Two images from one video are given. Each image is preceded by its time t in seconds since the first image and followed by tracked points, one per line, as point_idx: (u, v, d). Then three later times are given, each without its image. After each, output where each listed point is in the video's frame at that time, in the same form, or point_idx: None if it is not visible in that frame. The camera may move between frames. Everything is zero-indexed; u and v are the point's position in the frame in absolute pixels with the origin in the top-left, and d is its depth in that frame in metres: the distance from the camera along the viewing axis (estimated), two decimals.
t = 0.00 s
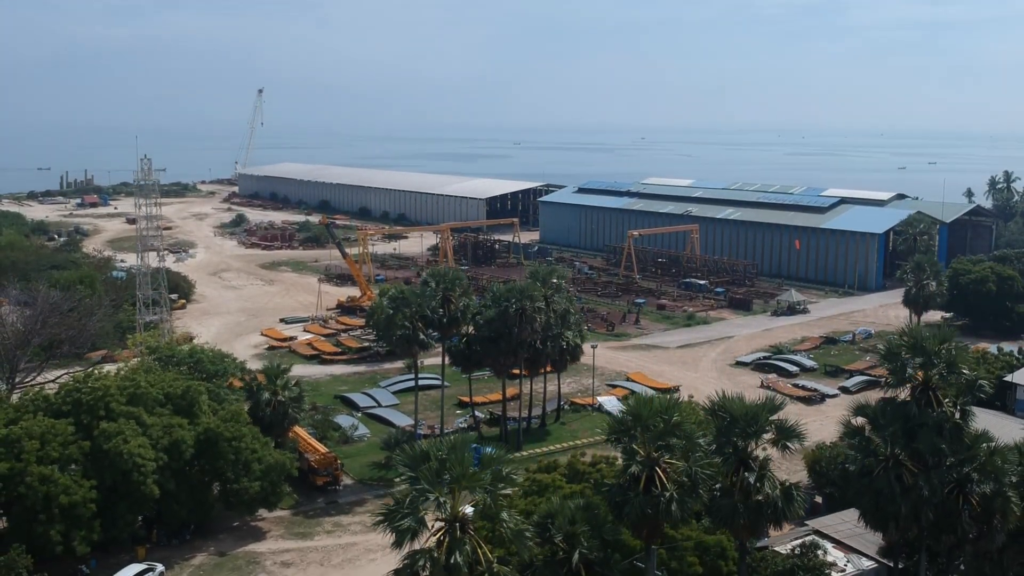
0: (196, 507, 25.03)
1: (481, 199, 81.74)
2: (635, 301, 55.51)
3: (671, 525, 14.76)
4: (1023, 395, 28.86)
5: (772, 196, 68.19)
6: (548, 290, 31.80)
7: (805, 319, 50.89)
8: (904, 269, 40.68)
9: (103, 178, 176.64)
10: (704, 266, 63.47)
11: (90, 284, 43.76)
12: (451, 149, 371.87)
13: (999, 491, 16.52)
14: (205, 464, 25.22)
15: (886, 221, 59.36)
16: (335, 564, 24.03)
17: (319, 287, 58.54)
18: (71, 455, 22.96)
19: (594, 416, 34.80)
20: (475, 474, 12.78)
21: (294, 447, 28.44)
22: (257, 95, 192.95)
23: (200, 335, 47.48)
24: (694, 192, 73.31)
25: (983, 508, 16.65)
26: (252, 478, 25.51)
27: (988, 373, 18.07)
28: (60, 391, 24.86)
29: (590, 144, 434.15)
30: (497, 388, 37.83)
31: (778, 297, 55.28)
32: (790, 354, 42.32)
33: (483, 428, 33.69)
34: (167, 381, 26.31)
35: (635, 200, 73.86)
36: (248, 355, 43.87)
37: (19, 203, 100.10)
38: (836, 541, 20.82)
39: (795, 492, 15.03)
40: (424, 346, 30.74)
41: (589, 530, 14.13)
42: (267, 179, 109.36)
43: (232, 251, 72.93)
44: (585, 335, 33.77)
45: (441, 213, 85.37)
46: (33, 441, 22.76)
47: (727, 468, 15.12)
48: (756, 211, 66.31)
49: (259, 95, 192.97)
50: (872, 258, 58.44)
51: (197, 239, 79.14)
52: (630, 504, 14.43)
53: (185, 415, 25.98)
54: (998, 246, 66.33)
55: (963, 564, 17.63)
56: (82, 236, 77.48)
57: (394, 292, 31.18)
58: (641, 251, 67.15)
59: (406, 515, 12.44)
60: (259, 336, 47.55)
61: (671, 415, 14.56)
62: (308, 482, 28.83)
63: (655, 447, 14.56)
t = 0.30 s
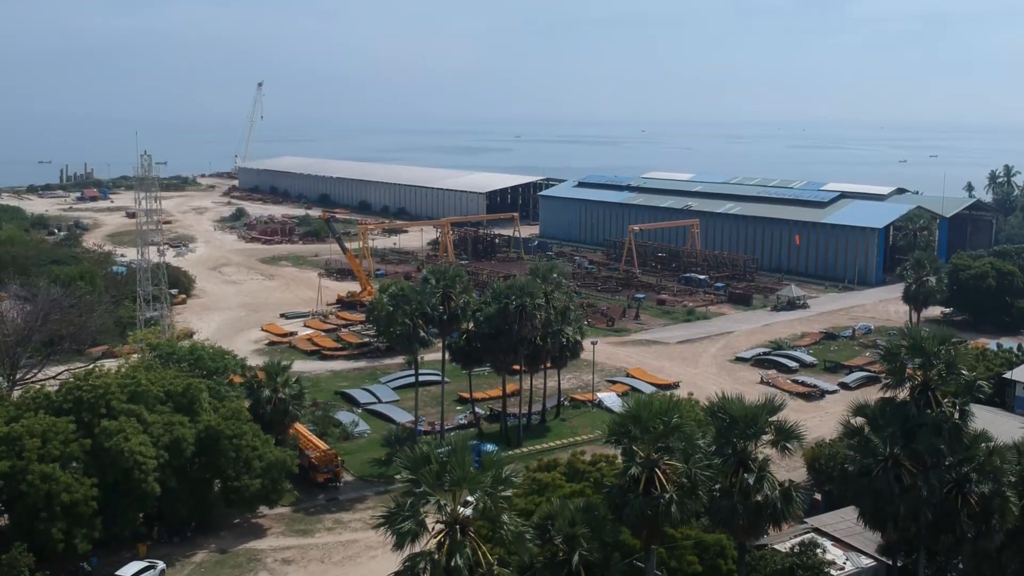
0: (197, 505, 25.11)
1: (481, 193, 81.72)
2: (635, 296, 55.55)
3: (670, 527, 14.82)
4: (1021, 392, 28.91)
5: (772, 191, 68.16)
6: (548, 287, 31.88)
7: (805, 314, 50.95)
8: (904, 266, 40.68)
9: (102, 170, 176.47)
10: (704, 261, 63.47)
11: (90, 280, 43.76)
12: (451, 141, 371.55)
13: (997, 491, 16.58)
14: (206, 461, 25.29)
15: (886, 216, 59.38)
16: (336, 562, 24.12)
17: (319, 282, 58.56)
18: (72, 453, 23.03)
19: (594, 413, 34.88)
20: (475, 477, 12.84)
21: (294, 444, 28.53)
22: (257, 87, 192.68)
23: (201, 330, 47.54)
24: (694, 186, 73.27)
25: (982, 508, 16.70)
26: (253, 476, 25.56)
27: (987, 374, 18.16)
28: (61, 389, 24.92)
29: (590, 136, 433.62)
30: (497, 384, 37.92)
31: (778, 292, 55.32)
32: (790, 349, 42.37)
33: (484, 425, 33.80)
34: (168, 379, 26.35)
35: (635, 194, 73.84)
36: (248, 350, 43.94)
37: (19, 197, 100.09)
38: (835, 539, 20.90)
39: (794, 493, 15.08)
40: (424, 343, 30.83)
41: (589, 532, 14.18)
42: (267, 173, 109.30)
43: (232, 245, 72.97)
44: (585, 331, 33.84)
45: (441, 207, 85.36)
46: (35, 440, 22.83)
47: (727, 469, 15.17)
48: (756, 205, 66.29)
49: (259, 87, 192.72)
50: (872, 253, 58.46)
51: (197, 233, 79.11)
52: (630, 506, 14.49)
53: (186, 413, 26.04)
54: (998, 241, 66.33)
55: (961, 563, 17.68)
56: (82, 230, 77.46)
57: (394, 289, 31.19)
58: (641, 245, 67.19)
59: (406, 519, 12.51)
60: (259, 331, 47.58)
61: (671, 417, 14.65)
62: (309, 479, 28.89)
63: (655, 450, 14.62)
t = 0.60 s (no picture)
0: (198, 502, 25.19)
1: (481, 187, 81.71)
2: (635, 291, 55.57)
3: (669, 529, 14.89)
4: (1020, 389, 28.96)
5: (772, 185, 68.18)
6: (548, 285, 31.98)
7: (805, 310, 51.01)
8: (904, 262, 40.73)
9: (102, 163, 176.42)
10: (704, 255, 63.50)
11: (91, 275, 43.79)
12: (451, 134, 371.38)
13: (996, 491, 16.64)
14: (206, 459, 25.35)
15: (886, 210, 59.37)
16: (337, 559, 24.20)
17: (319, 276, 58.61)
18: (73, 451, 23.09)
19: (594, 409, 34.97)
20: (476, 479, 12.89)
21: (295, 442, 28.62)
22: (256, 81, 192.56)
23: (201, 326, 47.58)
24: (694, 180, 73.26)
25: (980, 508, 16.75)
26: (253, 473, 25.60)
27: (985, 375, 18.24)
28: (62, 387, 24.98)
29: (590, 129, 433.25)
30: (497, 380, 37.98)
31: (778, 288, 55.34)
32: (789, 345, 42.43)
33: (484, 421, 33.88)
34: (169, 377, 26.41)
35: (635, 189, 73.81)
36: (248, 346, 44.03)
37: (19, 191, 100.08)
38: (835, 536, 20.98)
39: (793, 494, 15.13)
40: (424, 340, 30.73)
41: (589, 534, 14.25)
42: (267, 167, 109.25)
43: (232, 240, 72.98)
44: (585, 328, 33.91)
45: (441, 201, 85.36)
46: (36, 438, 22.88)
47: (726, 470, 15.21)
48: (756, 200, 66.26)
49: (258, 81, 192.50)
50: (872, 248, 58.45)
51: (197, 228, 79.11)
52: (630, 508, 14.55)
53: (186, 410, 26.12)
54: (998, 235, 66.34)
55: (960, 562, 17.73)
56: (82, 225, 77.47)
57: (395, 286, 31.01)
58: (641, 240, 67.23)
59: (407, 522, 12.56)
60: (259, 326, 47.66)
61: (670, 420, 14.72)
62: (310, 476, 28.97)
63: (655, 451, 14.68)
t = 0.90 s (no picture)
0: (199, 500, 25.25)
1: (481, 181, 81.66)
2: (635, 286, 55.60)
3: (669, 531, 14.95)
4: (1019, 387, 29.04)
5: (772, 180, 68.15)
6: (548, 282, 32.03)
7: (805, 305, 51.04)
8: (904, 259, 40.73)
9: (101, 156, 176.45)
10: (704, 250, 63.50)
11: (91, 271, 43.79)
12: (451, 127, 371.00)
13: (994, 492, 16.72)
14: (207, 457, 25.39)
15: (886, 205, 59.36)
16: (337, 557, 24.28)
17: (319, 272, 58.62)
18: (74, 450, 23.15)
19: (594, 406, 35.03)
20: (476, 483, 12.94)
21: (295, 439, 28.68)
22: (255, 75, 192.45)
23: (201, 322, 47.63)
24: (694, 175, 73.22)
25: (979, 508, 16.84)
26: (254, 471, 25.65)
27: (983, 374, 18.26)
28: (63, 385, 25.03)
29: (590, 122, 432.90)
30: (497, 376, 38.05)
31: (778, 283, 55.37)
32: (789, 341, 42.46)
33: (484, 418, 33.95)
34: (170, 375, 26.46)
35: (635, 183, 73.76)
36: (249, 342, 44.08)
37: (19, 185, 100.02)
38: (834, 535, 21.05)
39: (792, 496, 15.17)
40: (424, 338, 30.42)
41: (590, 537, 14.43)
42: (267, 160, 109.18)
43: (232, 234, 72.98)
44: (584, 325, 33.94)
45: (441, 195, 85.33)
46: (37, 437, 22.96)
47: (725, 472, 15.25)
48: (756, 195, 66.23)
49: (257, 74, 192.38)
50: (872, 243, 58.44)
51: (197, 222, 79.08)
52: (629, 510, 14.60)
53: (187, 409, 26.17)
54: (997, 230, 66.35)
55: (958, 562, 17.82)
56: (82, 219, 77.44)
57: (394, 284, 30.73)
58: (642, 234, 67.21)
59: (407, 526, 12.62)
60: (259, 322, 47.69)
61: (670, 423, 14.76)
62: (310, 474, 29.03)
63: (654, 454, 14.73)
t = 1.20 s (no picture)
0: (200, 498, 25.31)
1: (481, 175, 81.60)
2: (635, 281, 55.63)
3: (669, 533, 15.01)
4: (1018, 384, 29.12)
5: (772, 174, 68.10)
6: (548, 279, 32.05)
7: (805, 300, 51.06)
8: (903, 256, 40.72)
9: (101, 150, 176.27)
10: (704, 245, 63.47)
11: (91, 267, 43.78)
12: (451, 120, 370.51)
13: (993, 493, 16.81)
14: (208, 455, 25.44)
15: (886, 200, 59.35)
16: (338, 554, 24.34)
17: (319, 267, 58.63)
18: (75, 448, 23.20)
19: (594, 402, 35.09)
20: (477, 487, 12.99)
21: (296, 437, 28.73)
22: (255, 68, 192.28)
23: (201, 317, 47.67)
24: (694, 169, 73.16)
25: (977, 509, 16.95)
26: (255, 468, 25.72)
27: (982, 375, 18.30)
28: (63, 384, 25.07)
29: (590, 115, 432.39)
30: (497, 373, 38.13)
31: (778, 278, 55.39)
32: (789, 337, 42.49)
33: (484, 415, 34.03)
34: (170, 373, 26.50)
35: (635, 177, 73.69)
36: (249, 338, 44.12)
37: (19, 179, 99.93)
38: (833, 534, 21.13)
39: (791, 498, 15.20)
40: (424, 335, 30.50)
41: (589, 539, 14.54)
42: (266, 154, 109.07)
43: (233, 229, 72.98)
44: (584, 322, 33.96)
45: (441, 190, 85.28)
46: (38, 436, 23.02)
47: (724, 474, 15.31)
48: (756, 189, 66.22)
49: (257, 68, 192.20)
50: (872, 238, 58.43)
51: (197, 217, 79.05)
52: (629, 513, 14.66)
53: (188, 406, 26.22)
54: (997, 225, 66.30)
55: (957, 561, 17.95)
56: (82, 213, 77.39)
57: (394, 282, 30.81)
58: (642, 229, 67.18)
59: (408, 529, 12.67)
60: (260, 317, 47.73)
61: (670, 426, 14.80)
62: (311, 471, 29.08)
63: (654, 456, 14.78)
